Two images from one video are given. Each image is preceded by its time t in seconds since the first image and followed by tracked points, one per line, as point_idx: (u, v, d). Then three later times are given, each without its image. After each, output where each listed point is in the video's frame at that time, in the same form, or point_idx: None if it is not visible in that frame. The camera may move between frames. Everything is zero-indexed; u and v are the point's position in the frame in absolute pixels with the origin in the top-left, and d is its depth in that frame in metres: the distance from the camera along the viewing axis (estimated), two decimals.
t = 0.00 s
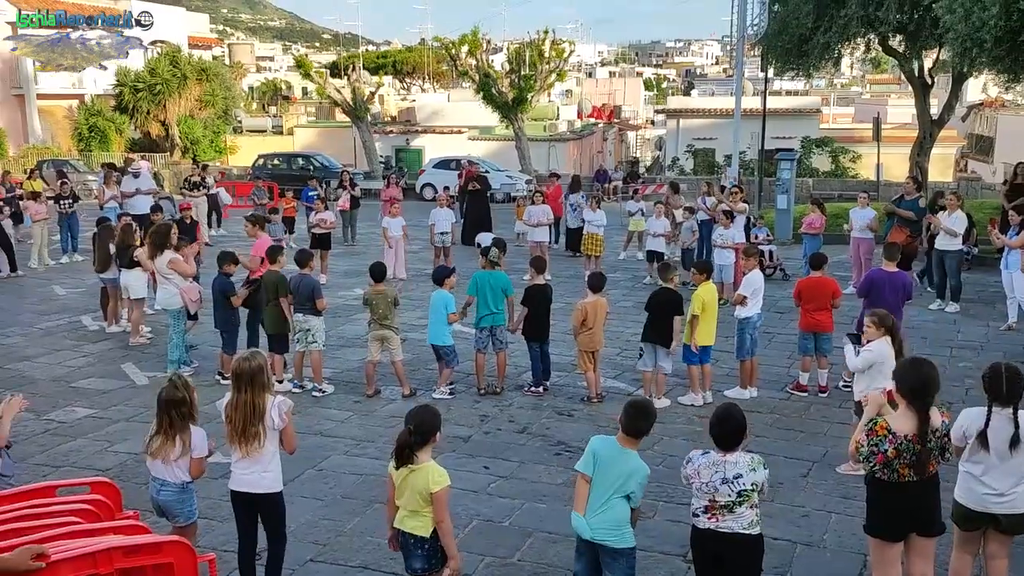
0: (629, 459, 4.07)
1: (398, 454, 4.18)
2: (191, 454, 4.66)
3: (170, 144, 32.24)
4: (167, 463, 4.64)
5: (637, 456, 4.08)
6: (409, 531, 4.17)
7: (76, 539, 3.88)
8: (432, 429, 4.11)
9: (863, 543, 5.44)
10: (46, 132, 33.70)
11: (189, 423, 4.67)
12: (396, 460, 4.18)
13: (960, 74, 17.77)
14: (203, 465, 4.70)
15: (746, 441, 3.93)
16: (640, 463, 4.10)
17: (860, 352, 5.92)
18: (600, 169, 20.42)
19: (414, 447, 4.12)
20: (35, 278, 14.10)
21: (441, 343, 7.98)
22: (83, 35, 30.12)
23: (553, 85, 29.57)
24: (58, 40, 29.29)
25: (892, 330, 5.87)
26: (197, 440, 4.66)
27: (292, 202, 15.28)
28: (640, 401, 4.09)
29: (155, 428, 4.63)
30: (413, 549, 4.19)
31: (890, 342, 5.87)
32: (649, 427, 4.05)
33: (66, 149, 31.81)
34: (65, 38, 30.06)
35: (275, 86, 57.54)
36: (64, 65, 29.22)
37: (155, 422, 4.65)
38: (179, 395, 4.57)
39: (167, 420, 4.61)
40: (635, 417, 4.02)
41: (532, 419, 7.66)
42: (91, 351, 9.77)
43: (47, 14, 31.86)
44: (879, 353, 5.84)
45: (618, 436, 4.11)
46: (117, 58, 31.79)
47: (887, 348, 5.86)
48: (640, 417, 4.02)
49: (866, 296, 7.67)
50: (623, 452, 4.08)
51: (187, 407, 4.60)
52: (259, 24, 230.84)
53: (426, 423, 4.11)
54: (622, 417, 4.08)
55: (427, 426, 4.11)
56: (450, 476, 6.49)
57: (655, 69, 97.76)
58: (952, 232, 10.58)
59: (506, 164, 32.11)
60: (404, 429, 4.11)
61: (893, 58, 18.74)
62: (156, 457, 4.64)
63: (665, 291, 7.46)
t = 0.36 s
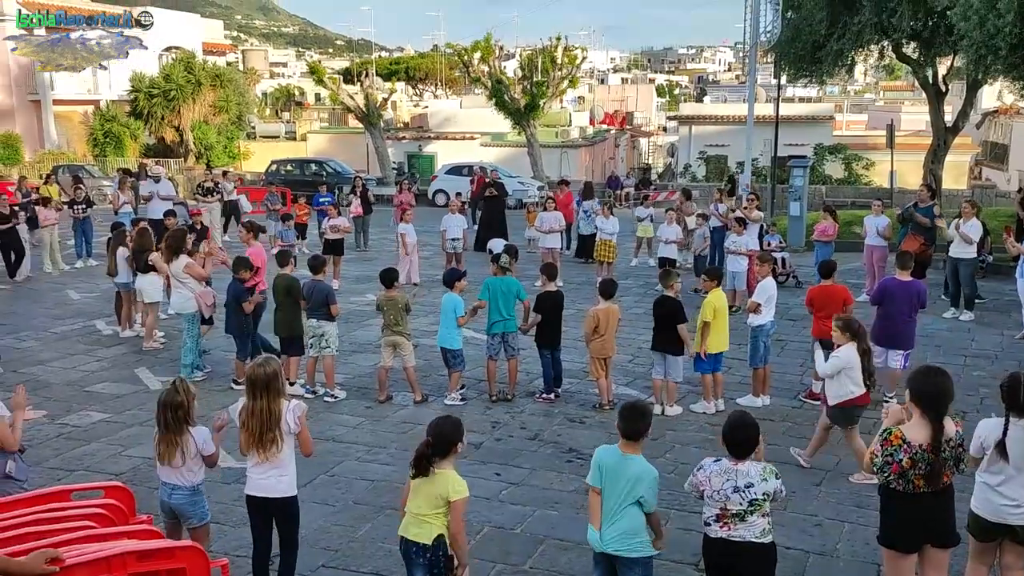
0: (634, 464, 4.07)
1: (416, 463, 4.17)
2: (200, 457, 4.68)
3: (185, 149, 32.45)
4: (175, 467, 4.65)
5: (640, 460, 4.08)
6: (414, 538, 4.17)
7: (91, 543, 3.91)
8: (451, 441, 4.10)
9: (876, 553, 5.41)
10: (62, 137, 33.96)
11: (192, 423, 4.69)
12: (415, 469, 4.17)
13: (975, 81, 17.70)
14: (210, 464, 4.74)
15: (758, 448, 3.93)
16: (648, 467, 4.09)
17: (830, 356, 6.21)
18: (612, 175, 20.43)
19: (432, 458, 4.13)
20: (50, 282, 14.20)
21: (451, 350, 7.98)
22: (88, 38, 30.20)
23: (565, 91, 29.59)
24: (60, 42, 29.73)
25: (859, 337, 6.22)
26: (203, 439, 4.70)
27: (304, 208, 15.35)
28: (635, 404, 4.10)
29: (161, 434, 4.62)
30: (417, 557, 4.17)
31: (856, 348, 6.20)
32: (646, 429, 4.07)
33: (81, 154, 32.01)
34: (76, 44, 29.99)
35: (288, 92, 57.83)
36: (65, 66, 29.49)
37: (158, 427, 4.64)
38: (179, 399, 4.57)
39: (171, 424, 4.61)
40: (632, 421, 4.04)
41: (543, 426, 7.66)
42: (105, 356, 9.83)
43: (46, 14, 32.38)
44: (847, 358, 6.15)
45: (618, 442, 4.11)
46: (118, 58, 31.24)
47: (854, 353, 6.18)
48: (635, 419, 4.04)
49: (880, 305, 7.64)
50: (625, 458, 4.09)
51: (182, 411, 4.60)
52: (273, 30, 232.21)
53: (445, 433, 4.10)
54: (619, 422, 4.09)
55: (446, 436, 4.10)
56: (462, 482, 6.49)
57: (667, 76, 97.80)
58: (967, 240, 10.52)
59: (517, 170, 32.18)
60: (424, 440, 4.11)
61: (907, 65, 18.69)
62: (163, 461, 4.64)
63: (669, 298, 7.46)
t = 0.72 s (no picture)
0: (630, 466, 4.08)
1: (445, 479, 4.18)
2: (199, 456, 4.72)
3: (198, 153, 32.63)
4: (176, 467, 4.68)
5: (636, 461, 4.10)
6: (414, 547, 4.15)
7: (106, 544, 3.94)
8: (485, 458, 4.18)
9: (890, 560, 5.38)
10: (76, 140, 34.13)
11: (189, 425, 4.74)
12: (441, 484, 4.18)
13: (989, 86, 17.62)
14: (209, 464, 4.77)
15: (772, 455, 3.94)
16: (645, 467, 4.10)
17: (797, 354, 6.49)
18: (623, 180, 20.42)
19: (461, 478, 4.15)
20: (64, 285, 14.30)
21: (463, 354, 7.99)
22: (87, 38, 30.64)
23: (577, 96, 29.62)
24: (59, 41, 30.05)
25: (825, 335, 6.52)
26: (201, 438, 4.75)
27: (316, 211, 15.40)
28: (623, 407, 4.12)
29: (156, 438, 4.64)
30: (418, 567, 4.15)
31: (822, 345, 6.47)
32: (637, 429, 4.09)
33: (95, 157, 32.20)
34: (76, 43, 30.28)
35: (301, 97, 58.21)
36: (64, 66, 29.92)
37: (153, 430, 4.67)
38: (172, 402, 4.61)
39: (167, 427, 4.64)
40: (622, 424, 4.06)
41: (555, 430, 7.66)
42: (118, 358, 9.90)
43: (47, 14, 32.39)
44: (813, 354, 6.42)
45: (612, 445, 4.13)
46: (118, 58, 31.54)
47: (819, 350, 6.45)
48: (626, 421, 4.06)
49: (892, 311, 7.61)
50: (621, 461, 4.10)
51: (174, 414, 4.64)
52: (285, 34, 233.20)
53: (480, 451, 4.19)
54: (609, 425, 4.11)
55: (479, 455, 4.18)
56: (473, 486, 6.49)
57: (679, 80, 97.70)
58: (980, 246, 10.46)
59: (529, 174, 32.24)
60: (459, 455, 4.17)
61: (920, 70, 18.63)
62: (160, 463, 4.68)
63: (676, 304, 7.38)
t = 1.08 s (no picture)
0: (637, 468, 4.11)
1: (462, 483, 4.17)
2: (201, 456, 4.72)
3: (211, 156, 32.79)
4: (180, 466, 4.70)
5: (642, 460, 4.14)
6: (427, 551, 4.14)
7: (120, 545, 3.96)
8: (501, 463, 4.14)
9: (903, 566, 5.34)
10: (91, 144, 34.39)
11: (191, 425, 4.76)
12: (460, 487, 4.18)
13: (1004, 89, 17.53)
14: (213, 465, 4.78)
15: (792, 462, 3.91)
16: (647, 465, 4.15)
17: (763, 355, 6.45)
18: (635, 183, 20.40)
19: (477, 479, 4.15)
20: (78, 287, 14.38)
21: (476, 357, 7.98)
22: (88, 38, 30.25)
23: (589, 99, 29.63)
24: (59, 41, 29.60)
25: (790, 337, 6.41)
26: (201, 440, 4.75)
27: (328, 214, 15.43)
28: (621, 410, 4.15)
29: (157, 437, 4.66)
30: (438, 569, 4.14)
31: (787, 347, 6.41)
32: (637, 430, 4.13)
33: (110, 161, 32.43)
34: (76, 42, 29.77)
35: (313, 100, 58.45)
36: (64, 65, 29.43)
37: (155, 429, 4.70)
38: (174, 400, 4.65)
39: (169, 426, 4.67)
40: (624, 426, 4.09)
41: (566, 434, 7.65)
42: (132, 360, 9.95)
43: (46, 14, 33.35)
44: (779, 357, 6.37)
45: (616, 449, 4.15)
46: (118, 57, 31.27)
47: (785, 353, 6.40)
48: (628, 424, 4.09)
49: (905, 316, 7.57)
50: (627, 463, 4.12)
51: (176, 413, 4.67)
52: (298, 38, 234.16)
53: (496, 456, 4.14)
54: (609, 430, 4.13)
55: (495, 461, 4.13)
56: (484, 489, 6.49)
57: (692, 84, 97.56)
58: (996, 250, 10.38)
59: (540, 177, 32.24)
60: (475, 461, 4.13)
61: (934, 73, 18.55)
62: (164, 462, 4.69)
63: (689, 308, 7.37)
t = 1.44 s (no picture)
0: (658, 476, 4.09)
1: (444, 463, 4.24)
2: (216, 461, 4.75)
3: (226, 160, 32.97)
4: (197, 470, 4.73)
5: (663, 468, 4.12)
6: (439, 539, 4.25)
7: (136, 549, 3.98)
8: (478, 437, 4.18)
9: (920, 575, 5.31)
10: (107, 148, 34.70)
11: (208, 431, 4.79)
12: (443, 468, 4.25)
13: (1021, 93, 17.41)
14: (228, 470, 4.80)
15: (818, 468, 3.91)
16: (669, 473, 4.13)
17: (732, 359, 6.62)
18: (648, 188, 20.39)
19: (458, 458, 4.22)
20: (94, 291, 14.49)
21: (490, 362, 8.00)
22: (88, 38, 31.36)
23: (602, 104, 29.65)
24: (59, 41, 31.30)
25: (759, 341, 6.57)
26: (217, 446, 4.76)
27: (342, 219, 15.50)
28: (645, 417, 4.13)
29: (173, 440, 4.71)
30: (444, 557, 4.26)
31: (755, 351, 6.56)
32: (660, 438, 4.09)
33: (125, 165, 32.67)
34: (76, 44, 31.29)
35: (327, 105, 58.71)
36: (64, 65, 31.06)
37: (174, 431, 4.76)
38: (193, 404, 4.70)
39: (186, 429, 4.72)
40: (646, 434, 4.06)
41: (580, 439, 7.64)
42: (147, 364, 10.01)
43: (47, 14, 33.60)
44: (747, 360, 6.53)
45: (636, 454, 4.14)
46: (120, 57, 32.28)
47: (752, 355, 6.54)
48: (650, 432, 4.06)
49: (922, 322, 7.53)
50: (648, 470, 4.10)
51: (193, 417, 4.72)
52: (312, 43, 235.08)
53: (474, 432, 4.18)
54: (632, 436, 4.11)
55: (474, 436, 4.18)
56: (498, 495, 6.50)
57: (706, 88, 97.34)
58: (1013, 256, 10.31)
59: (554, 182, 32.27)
60: (453, 439, 4.18)
61: (949, 78, 18.47)
62: (181, 465, 4.74)
63: (703, 314, 7.40)
